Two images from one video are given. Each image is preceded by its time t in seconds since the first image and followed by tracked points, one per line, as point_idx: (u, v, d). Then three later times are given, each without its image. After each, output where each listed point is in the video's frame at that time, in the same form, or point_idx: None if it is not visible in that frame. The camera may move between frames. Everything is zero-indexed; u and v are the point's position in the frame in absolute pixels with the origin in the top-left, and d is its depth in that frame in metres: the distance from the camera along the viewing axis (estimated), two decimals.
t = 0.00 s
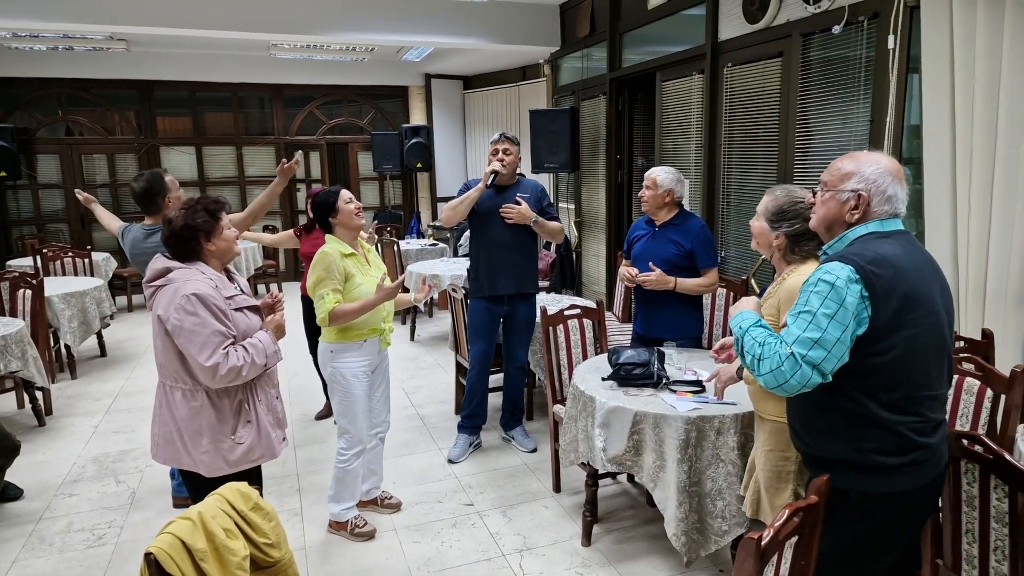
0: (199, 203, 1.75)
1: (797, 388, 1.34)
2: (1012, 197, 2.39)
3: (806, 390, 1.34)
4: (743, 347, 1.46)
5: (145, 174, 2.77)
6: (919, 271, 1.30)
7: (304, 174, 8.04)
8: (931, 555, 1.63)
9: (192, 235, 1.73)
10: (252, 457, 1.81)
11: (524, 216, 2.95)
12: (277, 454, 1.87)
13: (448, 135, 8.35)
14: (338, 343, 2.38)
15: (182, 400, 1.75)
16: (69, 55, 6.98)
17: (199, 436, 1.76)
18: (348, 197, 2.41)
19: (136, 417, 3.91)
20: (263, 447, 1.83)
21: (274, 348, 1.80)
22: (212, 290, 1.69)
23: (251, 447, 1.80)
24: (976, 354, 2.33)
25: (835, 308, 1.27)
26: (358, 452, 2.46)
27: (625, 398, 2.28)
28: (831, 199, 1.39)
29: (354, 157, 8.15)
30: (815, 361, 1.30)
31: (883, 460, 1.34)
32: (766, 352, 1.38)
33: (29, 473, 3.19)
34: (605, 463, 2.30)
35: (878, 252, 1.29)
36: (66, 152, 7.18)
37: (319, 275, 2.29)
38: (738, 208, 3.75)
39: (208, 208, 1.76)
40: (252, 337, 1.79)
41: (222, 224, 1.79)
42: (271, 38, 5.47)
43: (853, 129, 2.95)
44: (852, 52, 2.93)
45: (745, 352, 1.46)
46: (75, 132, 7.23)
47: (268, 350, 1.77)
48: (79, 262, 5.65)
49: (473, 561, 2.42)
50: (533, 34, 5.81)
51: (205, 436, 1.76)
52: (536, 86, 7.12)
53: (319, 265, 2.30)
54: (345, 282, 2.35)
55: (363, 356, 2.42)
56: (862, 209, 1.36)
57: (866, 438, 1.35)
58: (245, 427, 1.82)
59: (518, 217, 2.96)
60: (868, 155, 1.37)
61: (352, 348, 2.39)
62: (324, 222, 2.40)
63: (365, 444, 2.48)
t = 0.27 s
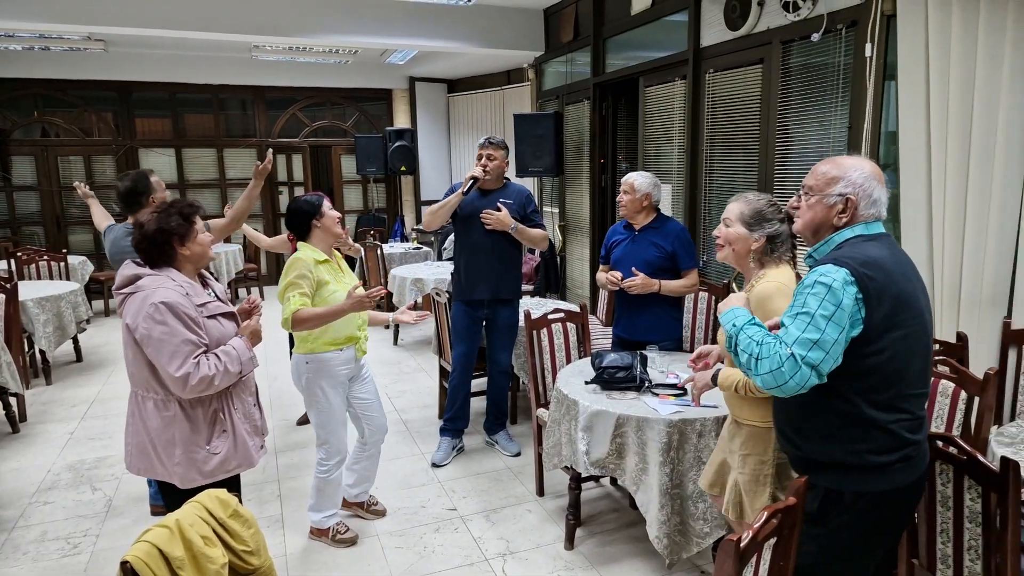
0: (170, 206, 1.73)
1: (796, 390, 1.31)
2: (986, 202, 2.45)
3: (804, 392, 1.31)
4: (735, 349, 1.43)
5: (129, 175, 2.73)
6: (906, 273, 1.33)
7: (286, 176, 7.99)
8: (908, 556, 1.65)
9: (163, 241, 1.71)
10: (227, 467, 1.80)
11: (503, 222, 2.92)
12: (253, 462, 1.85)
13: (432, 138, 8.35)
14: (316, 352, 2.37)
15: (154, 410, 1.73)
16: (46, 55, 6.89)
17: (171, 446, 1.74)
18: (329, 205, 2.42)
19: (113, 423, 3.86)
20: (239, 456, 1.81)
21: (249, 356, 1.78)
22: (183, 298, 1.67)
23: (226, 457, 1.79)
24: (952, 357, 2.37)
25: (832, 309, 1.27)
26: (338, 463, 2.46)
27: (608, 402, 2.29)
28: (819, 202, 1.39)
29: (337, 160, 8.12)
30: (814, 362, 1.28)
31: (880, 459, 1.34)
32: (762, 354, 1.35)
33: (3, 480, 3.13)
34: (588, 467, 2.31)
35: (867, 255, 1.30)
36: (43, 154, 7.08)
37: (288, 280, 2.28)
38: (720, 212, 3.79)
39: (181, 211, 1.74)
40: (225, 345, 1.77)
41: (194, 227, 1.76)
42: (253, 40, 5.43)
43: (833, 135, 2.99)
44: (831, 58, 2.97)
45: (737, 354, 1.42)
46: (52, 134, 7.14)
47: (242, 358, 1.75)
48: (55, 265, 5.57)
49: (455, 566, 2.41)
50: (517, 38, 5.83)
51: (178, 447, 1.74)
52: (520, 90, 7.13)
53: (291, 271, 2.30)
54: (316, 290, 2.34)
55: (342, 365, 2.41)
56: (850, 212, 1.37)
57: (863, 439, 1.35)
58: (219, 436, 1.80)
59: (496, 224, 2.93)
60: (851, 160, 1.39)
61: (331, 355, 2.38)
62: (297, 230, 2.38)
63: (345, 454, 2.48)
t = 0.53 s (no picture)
0: (136, 214, 1.71)
1: (816, 399, 1.29)
2: (961, 204, 2.49)
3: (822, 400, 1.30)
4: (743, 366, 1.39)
5: (118, 178, 2.70)
6: (894, 273, 1.35)
7: (269, 179, 7.94)
8: (888, 555, 1.68)
9: (128, 249, 1.69)
10: (193, 484, 1.78)
11: (483, 225, 2.90)
12: (221, 478, 1.84)
13: (415, 141, 8.33)
14: (302, 356, 2.36)
15: (116, 425, 1.70)
16: (23, 56, 6.79)
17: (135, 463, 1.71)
18: (310, 210, 2.41)
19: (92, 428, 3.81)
20: (206, 472, 1.80)
21: (216, 369, 1.76)
22: (148, 309, 1.65)
23: (193, 474, 1.77)
24: (929, 358, 2.41)
25: (837, 313, 1.27)
26: (319, 466, 2.45)
27: (592, 404, 2.30)
28: (805, 206, 1.40)
29: (320, 163, 8.08)
30: (831, 368, 1.28)
31: (872, 459, 1.35)
32: (775, 368, 1.32)
33: None
34: (573, 469, 2.31)
35: (858, 257, 1.32)
36: (20, 157, 6.98)
37: (275, 283, 2.27)
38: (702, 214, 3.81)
39: (148, 218, 1.72)
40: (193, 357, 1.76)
41: (162, 233, 1.74)
42: (234, 42, 5.40)
43: (813, 138, 3.03)
44: (810, 63, 3.00)
45: (747, 371, 1.38)
46: (29, 136, 7.04)
47: (210, 372, 1.73)
48: (33, 269, 5.48)
49: (440, 570, 2.41)
50: (501, 42, 5.84)
51: (140, 464, 1.71)
52: (504, 93, 7.15)
53: (275, 275, 2.28)
54: (303, 291, 2.33)
55: (326, 369, 2.41)
56: (835, 216, 1.39)
57: (856, 438, 1.35)
58: (184, 453, 1.78)
59: (476, 228, 2.90)
60: (831, 164, 1.41)
61: (318, 359, 2.38)
62: (279, 234, 2.37)
63: (327, 458, 2.47)
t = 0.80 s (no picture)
0: (101, 225, 1.68)
1: (805, 401, 1.29)
2: (941, 205, 2.53)
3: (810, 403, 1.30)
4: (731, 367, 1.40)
5: (111, 184, 2.69)
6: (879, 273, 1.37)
7: (253, 183, 7.89)
8: (873, 552, 1.69)
9: (86, 260, 1.66)
10: (139, 514, 1.71)
11: (459, 228, 2.92)
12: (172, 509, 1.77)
13: (401, 144, 8.31)
14: (288, 362, 2.34)
15: (66, 443, 1.67)
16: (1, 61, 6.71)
17: (81, 485, 1.67)
18: (295, 216, 2.40)
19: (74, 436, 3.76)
20: (154, 503, 1.73)
21: (172, 393, 1.71)
22: (102, 325, 1.62)
23: (139, 503, 1.70)
24: (911, 356, 2.44)
25: (824, 315, 1.28)
26: (311, 473, 2.43)
27: (579, 406, 2.30)
28: (792, 210, 1.40)
29: (304, 166, 8.04)
30: (818, 370, 1.28)
31: (859, 459, 1.36)
32: (763, 370, 1.32)
33: None
34: (560, 471, 2.31)
35: (844, 258, 1.33)
36: None
37: (263, 293, 2.25)
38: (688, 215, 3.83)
39: (113, 229, 1.69)
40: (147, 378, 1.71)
41: (131, 244, 1.72)
42: (216, 45, 5.36)
43: (795, 140, 3.05)
44: (792, 65, 3.03)
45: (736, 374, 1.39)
46: (8, 141, 6.95)
47: (162, 395, 1.68)
48: (13, 276, 5.41)
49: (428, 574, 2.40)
50: (485, 44, 5.84)
51: (85, 487, 1.67)
52: (489, 96, 7.15)
53: (264, 284, 2.26)
54: (291, 300, 2.32)
55: (315, 373, 2.41)
56: (821, 216, 1.41)
57: (847, 439, 1.35)
58: (135, 479, 1.72)
59: (453, 230, 2.92)
60: (808, 166, 1.42)
61: (305, 363, 2.38)
62: (264, 239, 2.34)
63: (318, 464, 2.46)
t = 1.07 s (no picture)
0: (71, 221, 1.66)
1: (829, 408, 1.28)
2: (926, 210, 2.56)
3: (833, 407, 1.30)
4: (749, 391, 1.35)
5: (110, 186, 2.68)
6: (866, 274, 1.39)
7: (240, 181, 7.84)
8: (857, 554, 1.70)
9: (53, 258, 1.64)
10: (110, 515, 1.69)
11: (434, 229, 2.90)
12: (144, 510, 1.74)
13: (390, 144, 8.28)
14: (281, 356, 2.34)
15: (33, 444, 1.65)
16: None
17: (48, 487, 1.65)
18: (289, 210, 2.37)
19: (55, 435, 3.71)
20: (124, 504, 1.70)
21: (142, 392, 1.69)
22: (68, 322, 1.59)
23: (109, 505, 1.68)
24: (895, 360, 2.46)
25: (828, 319, 1.28)
26: (296, 465, 2.43)
27: (565, 408, 2.30)
28: (782, 215, 1.40)
29: (292, 165, 8.00)
30: (835, 375, 1.28)
31: (851, 461, 1.37)
32: (785, 390, 1.29)
33: None
34: (547, 472, 2.31)
35: (835, 261, 1.34)
36: None
37: (253, 289, 2.24)
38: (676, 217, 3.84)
39: (84, 226, 1.67)
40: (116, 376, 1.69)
41: (102, 241, 1.70)
42: (204, 42, 5.32)
43: (783, 144, 3.07)
44: (781, 70, 3.05)
45: (757, 398, 1.34)
46: None
47: (130, 395, 1.65)
48: None
49: None
50: (475, 45, 5.84)
51: (53, 489, 1.64)
52: (479, 97, 7.14)
53: (255, 280, 2.25)
54: (281, 296, 2.31)
55: (306, 368, 2.42)
56: (808, 220, 1.42)
57: (840, 442, 1.36)
58: (105, 480, 1.70)
59: (428, 231, 2.90)
60: (785, 172, 1.42)
61: (296, 358, 2.37)
62: (256, 235, 2.32)
63: (303, 457, 2.46)
